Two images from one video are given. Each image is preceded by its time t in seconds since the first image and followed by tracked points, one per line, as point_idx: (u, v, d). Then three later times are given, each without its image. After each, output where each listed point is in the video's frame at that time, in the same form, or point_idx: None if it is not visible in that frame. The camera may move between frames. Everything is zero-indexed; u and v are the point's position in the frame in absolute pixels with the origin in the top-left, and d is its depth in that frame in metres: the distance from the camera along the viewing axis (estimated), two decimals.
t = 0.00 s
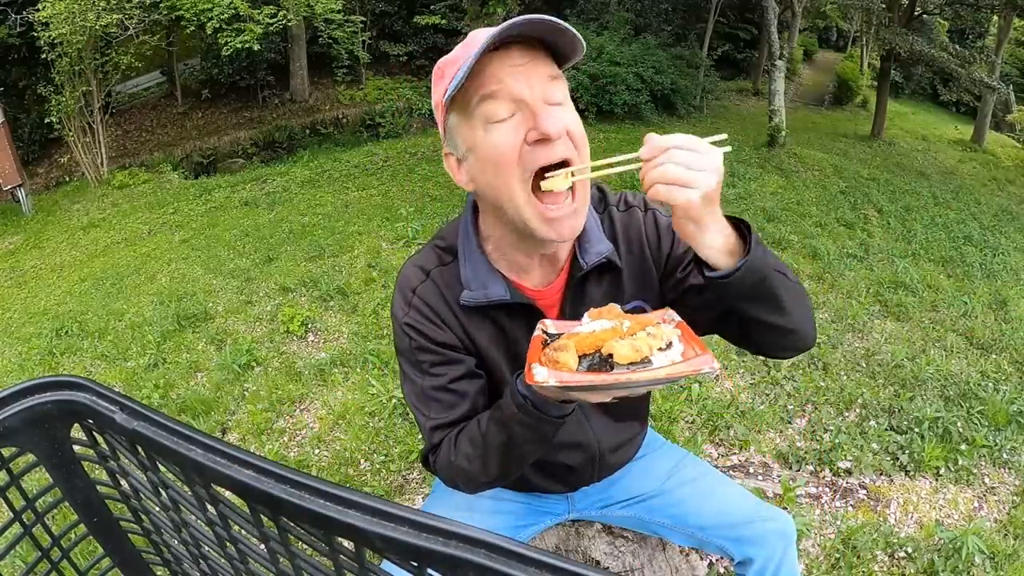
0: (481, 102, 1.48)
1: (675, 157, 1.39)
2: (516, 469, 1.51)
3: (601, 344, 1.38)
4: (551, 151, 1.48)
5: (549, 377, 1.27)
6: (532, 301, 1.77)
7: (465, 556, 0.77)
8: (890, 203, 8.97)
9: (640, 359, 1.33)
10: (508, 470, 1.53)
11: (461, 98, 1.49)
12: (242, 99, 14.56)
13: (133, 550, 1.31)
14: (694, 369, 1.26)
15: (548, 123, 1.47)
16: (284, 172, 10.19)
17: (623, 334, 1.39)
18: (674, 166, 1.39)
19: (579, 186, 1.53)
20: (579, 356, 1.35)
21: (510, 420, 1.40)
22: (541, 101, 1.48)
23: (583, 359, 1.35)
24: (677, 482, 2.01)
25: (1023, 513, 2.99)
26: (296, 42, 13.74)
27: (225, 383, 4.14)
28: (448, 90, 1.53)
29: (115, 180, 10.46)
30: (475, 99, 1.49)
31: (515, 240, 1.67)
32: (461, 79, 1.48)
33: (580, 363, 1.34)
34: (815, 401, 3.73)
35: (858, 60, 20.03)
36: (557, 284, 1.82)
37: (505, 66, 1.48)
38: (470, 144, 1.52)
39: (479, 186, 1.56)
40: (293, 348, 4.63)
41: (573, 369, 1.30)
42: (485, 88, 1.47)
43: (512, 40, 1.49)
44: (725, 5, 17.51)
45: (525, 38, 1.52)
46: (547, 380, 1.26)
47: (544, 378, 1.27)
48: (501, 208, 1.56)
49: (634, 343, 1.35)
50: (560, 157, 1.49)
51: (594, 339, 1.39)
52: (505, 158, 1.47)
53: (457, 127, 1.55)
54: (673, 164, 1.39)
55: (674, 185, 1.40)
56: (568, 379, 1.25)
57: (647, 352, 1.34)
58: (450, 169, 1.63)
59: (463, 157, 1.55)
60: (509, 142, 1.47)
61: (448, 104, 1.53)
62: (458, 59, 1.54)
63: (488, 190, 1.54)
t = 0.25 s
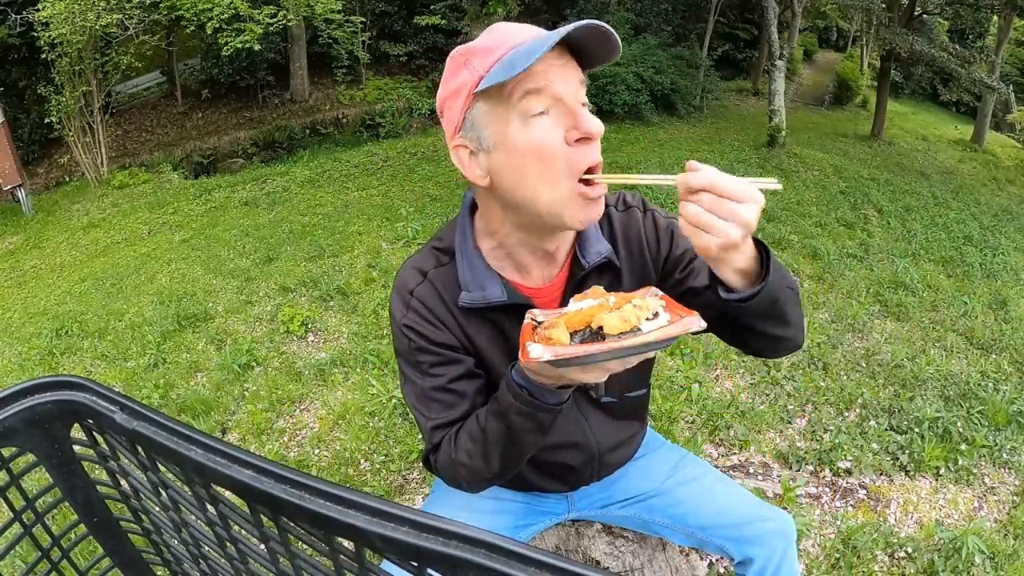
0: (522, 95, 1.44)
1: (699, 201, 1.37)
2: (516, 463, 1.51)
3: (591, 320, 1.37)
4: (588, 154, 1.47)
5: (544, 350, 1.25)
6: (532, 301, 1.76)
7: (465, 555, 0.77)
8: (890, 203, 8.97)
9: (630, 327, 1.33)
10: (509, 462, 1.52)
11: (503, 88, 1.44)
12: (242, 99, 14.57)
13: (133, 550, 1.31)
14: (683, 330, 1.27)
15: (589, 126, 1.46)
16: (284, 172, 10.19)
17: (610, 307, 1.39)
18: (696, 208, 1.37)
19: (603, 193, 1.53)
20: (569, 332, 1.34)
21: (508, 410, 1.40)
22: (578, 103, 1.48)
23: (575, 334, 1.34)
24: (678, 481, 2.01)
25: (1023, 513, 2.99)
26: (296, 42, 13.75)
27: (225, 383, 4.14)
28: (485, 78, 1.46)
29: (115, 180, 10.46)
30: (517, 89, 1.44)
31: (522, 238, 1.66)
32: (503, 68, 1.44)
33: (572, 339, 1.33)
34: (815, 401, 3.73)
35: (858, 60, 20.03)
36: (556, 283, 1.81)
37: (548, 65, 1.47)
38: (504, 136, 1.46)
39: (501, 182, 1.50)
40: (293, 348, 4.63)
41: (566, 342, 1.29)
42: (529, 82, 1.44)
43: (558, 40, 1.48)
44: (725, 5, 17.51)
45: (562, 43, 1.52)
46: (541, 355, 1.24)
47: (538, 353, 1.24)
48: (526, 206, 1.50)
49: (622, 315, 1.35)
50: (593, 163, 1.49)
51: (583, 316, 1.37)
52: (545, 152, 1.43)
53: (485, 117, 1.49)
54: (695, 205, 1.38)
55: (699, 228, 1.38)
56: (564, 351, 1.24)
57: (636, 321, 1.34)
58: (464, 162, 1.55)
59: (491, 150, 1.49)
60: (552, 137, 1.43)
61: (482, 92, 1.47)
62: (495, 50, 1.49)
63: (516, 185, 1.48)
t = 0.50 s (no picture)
0: (549, 111, 1.43)
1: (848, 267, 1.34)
2: (506, 471, 1.51)
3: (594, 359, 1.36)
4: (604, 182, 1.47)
5: (528, 393, 1.26)
6: (542, 296, 1.77)
7: (465, 556, 0.77)
8: (890, 203, 8.97)
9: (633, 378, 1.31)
10: (499, 470, 1.52)
11: (530, 103, 1.43)
12: (242, 99, 14.58)
13: (133, 550, 1.31)
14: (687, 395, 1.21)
15: (609, 154, 1.45)
16: (284, 172, 10.19)
17: (618, 350, 1.37)
18: (839, 273, 1.34)
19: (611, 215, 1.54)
20: (566, 371, 1.34)
21: (504, 423, 1.39)
22: (604, 127, 1.47)
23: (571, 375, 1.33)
24: (678, 482, 2.01)
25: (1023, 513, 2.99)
26: (296, 42, 13.76)
27: (225, 383, 4.14)
28: (517, 82, 1.46)
29: (115, 180, 10.46)
30: (543, 105, 1.43)
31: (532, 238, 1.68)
32: (534, 82, 1.43)
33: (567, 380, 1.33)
34: (815, 401, 3.73)
35: (858, 60, 20.04)
36: (567, 281, 1.82)
37: (582, 86, 1.44)
38: (524, 145, 1.47)
39: (517, 186, 1.52)
40: (293, 348, 4.63)
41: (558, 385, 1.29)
42: (557, 99, 1.43)
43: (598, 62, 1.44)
44: (725, 5, 17.51)
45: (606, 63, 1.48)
46: (524, 397, 1.26)
47: (521, 395, 1.27)
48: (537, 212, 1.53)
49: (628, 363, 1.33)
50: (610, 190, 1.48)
51: (587, 354, 1.37)
52: (559, 172, 1.44)
53: (509, 121, 1.49)
54: (838, 263, 1.35)
55: (843, 279, 1.35)
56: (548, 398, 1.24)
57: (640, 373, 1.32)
58: (486, 157, 1.57)
59: (510, 153, 1.50)
60: (568, 158, 1.44)
61: (510, 98, 1.46)
62: (533, 56, 1.47)
63: (526, 194, 1.50)
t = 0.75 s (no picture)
0: (550, 125, 1.43)
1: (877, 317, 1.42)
2: (496, 474, 1.58)
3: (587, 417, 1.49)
4: (586, 206, 1.47)
5: (508, 447, 1.39)
6: (564, 291, 1.79)
7: (465, 557, 0.77)
8: (890, 203, 8.97)
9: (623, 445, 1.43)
10: (490, 473, 1.60)
11: (536, 111, 1.44)
12: (242, 99, 14.59)
13: (133, 550, 1.31)
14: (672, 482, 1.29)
15: (594, 183, 1.43)
16: (284, 172, 10.19)
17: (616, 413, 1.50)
18: (868, 322, 1.42)
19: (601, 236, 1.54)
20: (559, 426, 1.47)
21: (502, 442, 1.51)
22: (602, 155, 1.43)
23: (560, 432, 1.46)
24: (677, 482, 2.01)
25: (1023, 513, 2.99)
26: (296, 42, 13.78)
27: (224, 383, 4.14)
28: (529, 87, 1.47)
29: (115, 180, 10.46)
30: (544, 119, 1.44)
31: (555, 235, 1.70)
32: (543, 93, 1.42)
33: (555, 436, 1.46)
34: (816, 401, 3.73)
35: (858, 60, 20.04)
36: (591, 281, 1.83)
37: (585, 108, 1.40)
38: (532, 148, 1.49)
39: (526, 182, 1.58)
40: (293, 348, 4.63)
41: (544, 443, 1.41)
42: (558, 115, 1.42)
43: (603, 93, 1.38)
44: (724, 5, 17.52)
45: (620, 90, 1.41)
46: (505, 452, 1.38)
47: (503, 448, 1.39)
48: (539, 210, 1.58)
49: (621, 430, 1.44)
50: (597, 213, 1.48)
51: (584, 412, 1.50)
52: (548, 184, 1.47)
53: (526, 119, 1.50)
54: (869, 312, 1.43)
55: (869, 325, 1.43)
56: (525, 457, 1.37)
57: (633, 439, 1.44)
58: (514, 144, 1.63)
59: (524, 149, 1.53)
60: (559, 174, 1.45)
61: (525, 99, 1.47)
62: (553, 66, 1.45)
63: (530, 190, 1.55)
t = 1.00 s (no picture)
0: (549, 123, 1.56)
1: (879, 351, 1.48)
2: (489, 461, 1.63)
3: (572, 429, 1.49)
4: (560, 202, 1.54)
5: (492, 452, 1.44)
6: (581, 291, 1.79)
7: (465, 555, 0.77)
8: (889, 203, 8.97)
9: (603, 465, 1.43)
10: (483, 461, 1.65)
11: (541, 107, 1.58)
12: (242, 99, 14.61)
13: (133, 550, 1.31)
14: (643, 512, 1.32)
15: (566, 180, 1.50)
16: (284, 172, 10.19)
17: (602, 431, 1.50)
18: (874, 355, 1.48)
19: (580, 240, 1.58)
20: (544, 435, 1.48)
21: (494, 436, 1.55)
22: (582, 156, 1.50)
23: (543, 440, 1.47)
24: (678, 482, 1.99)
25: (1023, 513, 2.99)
26: (296, 42, 13.80)
27: (224, 383, 4.13)
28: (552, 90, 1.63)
29: (115, 180, 10.46)
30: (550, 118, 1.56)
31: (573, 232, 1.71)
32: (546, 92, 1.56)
33: (539, 444, 1.47)
34: (815, 401, 3.73)
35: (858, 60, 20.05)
36: (610, 282, 1.82)
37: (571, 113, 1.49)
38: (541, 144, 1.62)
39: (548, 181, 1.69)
40: (293, 348, 4.63)
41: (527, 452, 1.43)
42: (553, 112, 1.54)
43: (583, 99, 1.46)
44: (724, 5, 17.52)
45: (606, 99, 1.48)
46: (488, 455, 1.44)
47: (486, 451, 1.45)
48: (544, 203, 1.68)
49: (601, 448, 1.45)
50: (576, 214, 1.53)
51: (570, 426, 1.50)
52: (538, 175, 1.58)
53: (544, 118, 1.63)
54: (874, 346, 1.48)
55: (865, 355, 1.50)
56: (506, 464, 1.41)
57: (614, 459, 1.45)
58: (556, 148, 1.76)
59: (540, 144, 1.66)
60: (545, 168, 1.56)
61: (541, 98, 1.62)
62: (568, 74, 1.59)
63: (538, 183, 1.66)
